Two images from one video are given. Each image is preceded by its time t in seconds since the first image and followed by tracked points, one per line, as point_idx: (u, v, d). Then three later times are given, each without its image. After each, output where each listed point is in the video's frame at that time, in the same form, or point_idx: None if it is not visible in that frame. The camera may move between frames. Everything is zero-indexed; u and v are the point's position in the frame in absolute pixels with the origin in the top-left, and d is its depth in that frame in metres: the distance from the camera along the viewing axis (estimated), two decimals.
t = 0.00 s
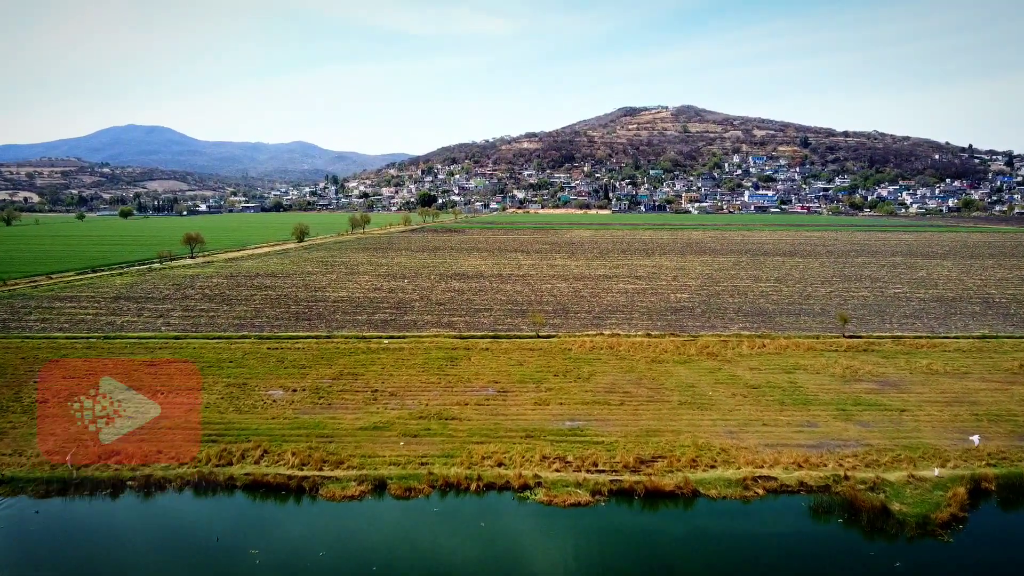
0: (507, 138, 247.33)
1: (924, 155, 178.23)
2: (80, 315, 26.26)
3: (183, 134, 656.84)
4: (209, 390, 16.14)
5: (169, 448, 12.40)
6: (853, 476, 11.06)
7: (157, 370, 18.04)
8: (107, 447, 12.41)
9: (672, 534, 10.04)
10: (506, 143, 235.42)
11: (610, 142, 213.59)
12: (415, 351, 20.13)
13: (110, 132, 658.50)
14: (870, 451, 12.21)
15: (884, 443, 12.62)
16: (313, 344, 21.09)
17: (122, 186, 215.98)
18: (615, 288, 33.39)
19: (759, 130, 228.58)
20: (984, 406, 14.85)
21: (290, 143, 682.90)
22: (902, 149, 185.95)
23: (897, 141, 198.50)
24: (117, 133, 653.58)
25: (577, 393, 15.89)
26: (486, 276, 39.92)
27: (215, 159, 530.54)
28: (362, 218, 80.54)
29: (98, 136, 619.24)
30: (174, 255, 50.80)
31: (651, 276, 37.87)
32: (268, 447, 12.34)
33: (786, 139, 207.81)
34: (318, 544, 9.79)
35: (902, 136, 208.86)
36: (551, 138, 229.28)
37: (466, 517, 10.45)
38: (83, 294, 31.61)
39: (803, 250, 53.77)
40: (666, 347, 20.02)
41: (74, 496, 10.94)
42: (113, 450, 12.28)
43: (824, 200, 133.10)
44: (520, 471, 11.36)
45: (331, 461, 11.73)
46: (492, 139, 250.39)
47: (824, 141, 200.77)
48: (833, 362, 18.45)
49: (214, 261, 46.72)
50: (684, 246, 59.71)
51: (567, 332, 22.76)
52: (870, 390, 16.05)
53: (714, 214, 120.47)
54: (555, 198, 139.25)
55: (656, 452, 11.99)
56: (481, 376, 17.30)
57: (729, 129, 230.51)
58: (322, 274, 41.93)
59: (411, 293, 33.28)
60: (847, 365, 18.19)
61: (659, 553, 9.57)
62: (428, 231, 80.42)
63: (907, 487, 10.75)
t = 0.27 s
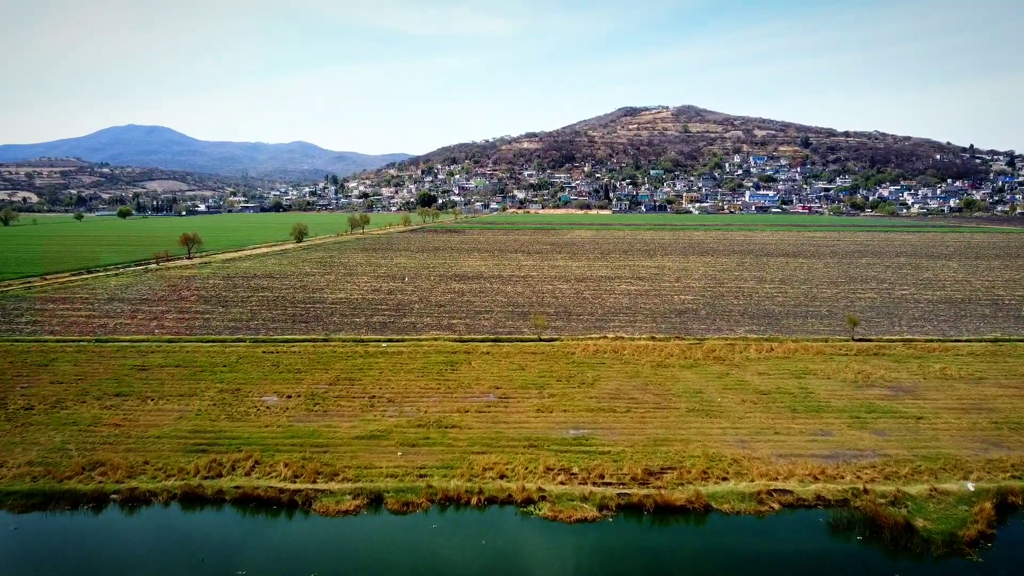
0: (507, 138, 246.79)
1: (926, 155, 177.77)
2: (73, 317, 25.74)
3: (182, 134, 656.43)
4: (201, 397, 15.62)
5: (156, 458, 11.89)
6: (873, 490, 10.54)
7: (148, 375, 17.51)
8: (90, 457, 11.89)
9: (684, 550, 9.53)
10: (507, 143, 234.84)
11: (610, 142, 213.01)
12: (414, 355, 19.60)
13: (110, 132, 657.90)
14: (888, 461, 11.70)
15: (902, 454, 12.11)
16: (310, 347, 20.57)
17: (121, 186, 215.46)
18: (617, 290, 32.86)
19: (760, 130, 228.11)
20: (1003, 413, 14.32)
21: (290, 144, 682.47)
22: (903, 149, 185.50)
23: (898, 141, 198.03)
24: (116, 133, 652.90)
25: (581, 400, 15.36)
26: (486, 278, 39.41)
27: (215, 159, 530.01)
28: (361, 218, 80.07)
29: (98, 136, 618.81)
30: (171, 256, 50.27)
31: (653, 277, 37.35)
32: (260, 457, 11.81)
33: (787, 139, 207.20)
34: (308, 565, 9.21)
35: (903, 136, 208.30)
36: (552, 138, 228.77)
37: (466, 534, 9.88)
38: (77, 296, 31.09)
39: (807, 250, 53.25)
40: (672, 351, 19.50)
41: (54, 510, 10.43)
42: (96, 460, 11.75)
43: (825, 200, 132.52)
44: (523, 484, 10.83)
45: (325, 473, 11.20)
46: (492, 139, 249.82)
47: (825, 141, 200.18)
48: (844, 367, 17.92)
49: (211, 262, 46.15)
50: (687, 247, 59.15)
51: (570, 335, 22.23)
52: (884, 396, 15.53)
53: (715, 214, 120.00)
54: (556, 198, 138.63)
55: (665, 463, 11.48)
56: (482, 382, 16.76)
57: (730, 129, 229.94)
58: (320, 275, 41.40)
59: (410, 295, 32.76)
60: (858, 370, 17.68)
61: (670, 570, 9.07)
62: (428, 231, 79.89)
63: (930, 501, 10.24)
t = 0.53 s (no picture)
0: (507, 138, 246.35)
1: (927, 155, 177.38)
2: (65, 319, 25.25)
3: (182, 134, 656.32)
4: (193, 403, 15.15)
5: (143, 469, 11.42)
6: (894, 504, 10.07)
7: (139, 380, 17.03)
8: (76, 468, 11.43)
9: (697, 567, 9.06)
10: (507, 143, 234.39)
11: (611, 142, 212.57)
12: (413, 359, 19.12)
13: (110, 132, 657.84)
14: (907, 472, 11.22)
15: (921, 464, 11.62)
16: (306, 350, 20.09)
17: (121, 186, 215.06)
18: (619, 291, 32.39)
19: (760, 130, 227.76)
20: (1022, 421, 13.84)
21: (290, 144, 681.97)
22: (904, 149, 185.10)
23: (899, 141, 197.62)
24: (116, 133, 652.42)
25: (585, 406, 14.87)
26: (486, 279, 38.94)
27: (215, 159, 529.73)
28: (361, 218, 79.62)
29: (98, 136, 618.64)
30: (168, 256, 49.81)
31: (656, 278, 36.88)
32: (252, 468, 11.34)
33: (788, 139, 206.72)
34: None
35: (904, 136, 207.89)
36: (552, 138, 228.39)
37: (466, 551, 9.38)
38: (71, 297, 30.63)
39: (810, 251, 52.79)
40: (678, 355, 19.02)
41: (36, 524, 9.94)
42: (82, 471, 11.30)
43: (827, 200, 132.08)
44: (526, 497, 10.36)
45: (319, 485, 10.73)
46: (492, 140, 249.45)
47: (826, 141, 199.74)
48: (855, 372, 17.43)
49: (208, 263, 45.67)
50: (688, 247, 58.67)
51: (572, 338, 21.76)
52: (898, 403, 15.04)
53: (716, 215, 119.60)
54: (556, 198, 138.14)
55: (674, 475, 11.02)
56: (482, 387, 16.28)
57: (730, 129, 229.49)
58: (319, 275, 40.92)
59: (410, 296, 32.28)
60: (869, 374, 17.21)
61: None
62: (428, 231, 79.42)
63: (953, 516, 9.77)
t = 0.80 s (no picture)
0: (507, 138, 245.91)
1: (928, 156, 176.89)
2: (58, 321, 24.79)
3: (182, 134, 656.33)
4: (184, 409, 14.67)
5: (129, 480, 10.93)
6: (916, 519, 9.59)
7: (130, 385, 16.55)
8: (58, 479, 10.93)
9: None
10: (507, 143, 233.98)
11: (611, 142, 212.20)
12: (411, 363, 18.63)
13: (110, 132, 658.30)
14: (928, 484, 10.73)
15: (942, 476, 11.13)
16: (302, 354, 19.60)
17: (120, 186, 214.85)
18: (622, 293, 31.89)
19: (761, 130, 227.33)
20: None
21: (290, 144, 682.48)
22: (905, 149, 184.65)
23: (900, 141, 196.98)
24: (116, 133, 651.90)
25: (589, 413, 14.38)
26: (487, 280, 38.45)
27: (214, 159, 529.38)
28: (360, 218, 79.16)
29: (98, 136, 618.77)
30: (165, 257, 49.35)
31: (659, 279, 36.39)
32: (242, 480, 10.86)
33: (789, 139, 206.33)
34: None
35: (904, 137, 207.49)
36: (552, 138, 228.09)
37: (466, 569, 8.90)
38: (65, 298, 30.17)
39: (813, 252, 52.30)
40: (684, 360, 18.51)
41: (14, 541, 9.45)
42: (65, 482, 10.80)
43: (828, 200, 131.71)
44: (529, 512, 9.87)
45: (312, 498, 10.24)
46: (493, 140, 249.09)
47: (827, 141, 199.33)
48: (867, 377, 16.95)
49: (206, 263, 45.23)
50: (690, 248, 58.24)
51: (575, 342, 21.28)
52: (913, 410, 14.55)
53: (717, 215, 119.16)
54: (557, 198, 137.83)
55: (684, 487, 10.55)
56: (483, 393, 15.79)
57: (731, 129, 229.08)
58: (317, 276, 40.46)
59: (409, 297, 31.80)
60: (882, 380, 16.71)
61: None
62: (428, 232, 78.91)
63: (978, 533, 9.30)
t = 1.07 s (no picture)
0: (507, 138, 245.39)
1: (929, 155, 176.45)
2: (50, 324, 24.29)
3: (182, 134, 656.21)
4: (175, 416, 14.20)
5: (114, 493, 10.46)
6: (941, 536, 9.12)
7: (120, 391, 16.07)
8: (40, 492, 10.44)
9: None
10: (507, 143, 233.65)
11: (611, 142, 211.84)
12: (410, 367, 18.13)
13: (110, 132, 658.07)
14: (950, 497, 10.26)
15: (964, 488, 10.64)
16: (298, 358, 19.11)
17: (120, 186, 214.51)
18: (624, 294, 31.40)
19: (761, 130, 226.91)
20: None
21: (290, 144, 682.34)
22: (906, 149, 184.18)
23: (901, 141, 196.58)
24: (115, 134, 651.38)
25: (594, 420, 13.89)
26: (487, 281, 37.97)
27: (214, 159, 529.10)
28: (360, 218, 78.64)
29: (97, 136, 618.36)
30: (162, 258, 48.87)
31: (661, 280, 35.89)
32: (232, 493, 10.39)
33: (790, 139, 205.94)
34: None
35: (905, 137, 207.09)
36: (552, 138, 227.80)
37: None
38: (58, 300, 29.69)
39: (816, 252, 51.79)
40: (690, 364, 18.02)
41: None
42: (46, 495, 10.32)
43: (829, 200, 131.41)
44: (533, 528, 9.39)
45: (305, 513, 9.76)
46: (493, 140, 248.72)
47: (827, 141, 198.93)
48: (879, 382, 16.47)
49: (203, 264, 44.75)
50: (692, 248, 57.83)
51: (577, 345, 20.81)
52: (929, 416, 14.06)
53: (718, 215, 118.71)
54: (557, 198, 137.49)
55: (694, 501, 10.08)
56: (484, 398, 15.30)
57: (731, 129, 228.73)
58: (315, 277, 40.04)
59: (408, 299, 31.31)
60: (894, 385, 16.22)
61: None
62: (428, 232, 78.40)
63: (1007, 551, 8.83)
